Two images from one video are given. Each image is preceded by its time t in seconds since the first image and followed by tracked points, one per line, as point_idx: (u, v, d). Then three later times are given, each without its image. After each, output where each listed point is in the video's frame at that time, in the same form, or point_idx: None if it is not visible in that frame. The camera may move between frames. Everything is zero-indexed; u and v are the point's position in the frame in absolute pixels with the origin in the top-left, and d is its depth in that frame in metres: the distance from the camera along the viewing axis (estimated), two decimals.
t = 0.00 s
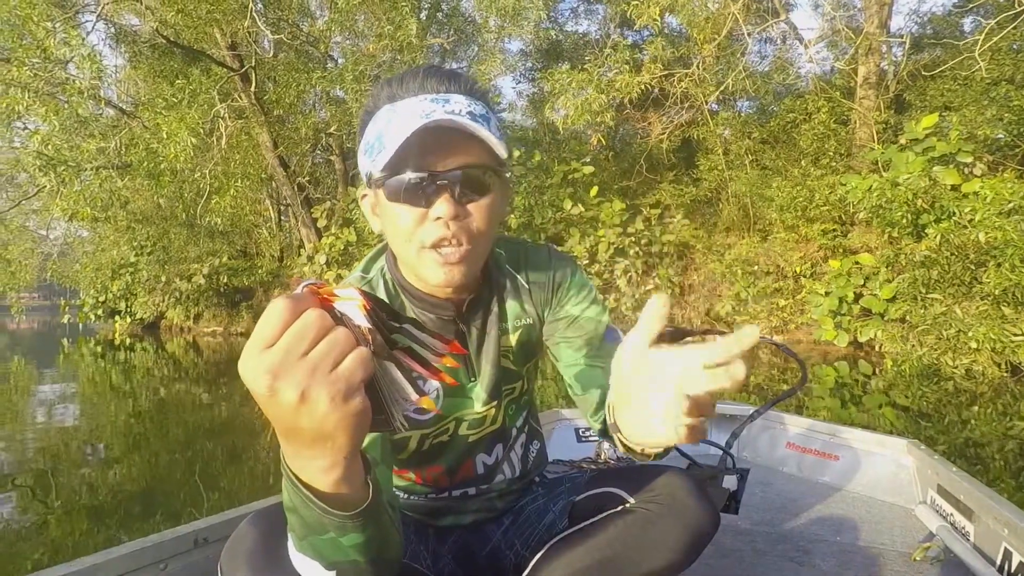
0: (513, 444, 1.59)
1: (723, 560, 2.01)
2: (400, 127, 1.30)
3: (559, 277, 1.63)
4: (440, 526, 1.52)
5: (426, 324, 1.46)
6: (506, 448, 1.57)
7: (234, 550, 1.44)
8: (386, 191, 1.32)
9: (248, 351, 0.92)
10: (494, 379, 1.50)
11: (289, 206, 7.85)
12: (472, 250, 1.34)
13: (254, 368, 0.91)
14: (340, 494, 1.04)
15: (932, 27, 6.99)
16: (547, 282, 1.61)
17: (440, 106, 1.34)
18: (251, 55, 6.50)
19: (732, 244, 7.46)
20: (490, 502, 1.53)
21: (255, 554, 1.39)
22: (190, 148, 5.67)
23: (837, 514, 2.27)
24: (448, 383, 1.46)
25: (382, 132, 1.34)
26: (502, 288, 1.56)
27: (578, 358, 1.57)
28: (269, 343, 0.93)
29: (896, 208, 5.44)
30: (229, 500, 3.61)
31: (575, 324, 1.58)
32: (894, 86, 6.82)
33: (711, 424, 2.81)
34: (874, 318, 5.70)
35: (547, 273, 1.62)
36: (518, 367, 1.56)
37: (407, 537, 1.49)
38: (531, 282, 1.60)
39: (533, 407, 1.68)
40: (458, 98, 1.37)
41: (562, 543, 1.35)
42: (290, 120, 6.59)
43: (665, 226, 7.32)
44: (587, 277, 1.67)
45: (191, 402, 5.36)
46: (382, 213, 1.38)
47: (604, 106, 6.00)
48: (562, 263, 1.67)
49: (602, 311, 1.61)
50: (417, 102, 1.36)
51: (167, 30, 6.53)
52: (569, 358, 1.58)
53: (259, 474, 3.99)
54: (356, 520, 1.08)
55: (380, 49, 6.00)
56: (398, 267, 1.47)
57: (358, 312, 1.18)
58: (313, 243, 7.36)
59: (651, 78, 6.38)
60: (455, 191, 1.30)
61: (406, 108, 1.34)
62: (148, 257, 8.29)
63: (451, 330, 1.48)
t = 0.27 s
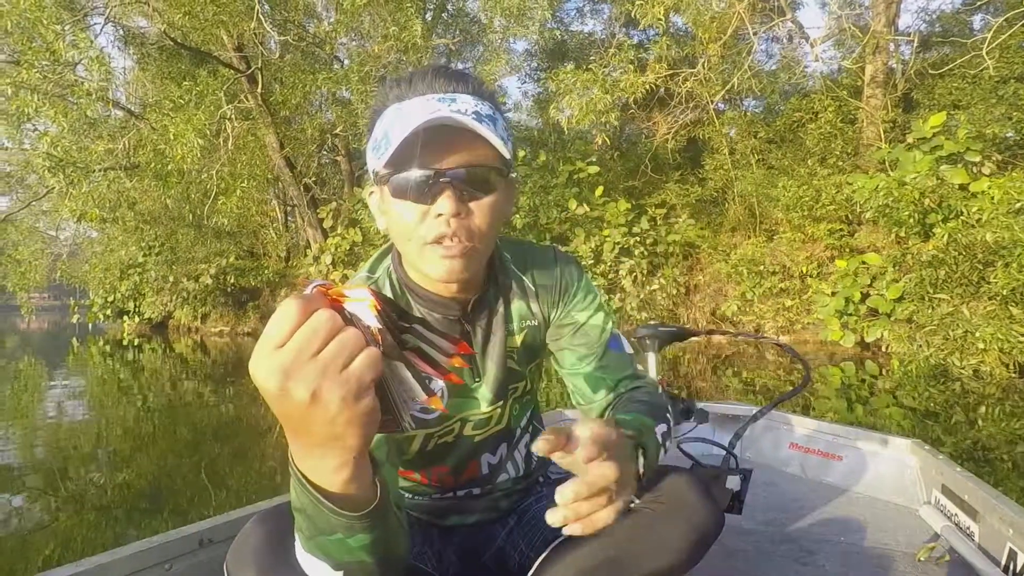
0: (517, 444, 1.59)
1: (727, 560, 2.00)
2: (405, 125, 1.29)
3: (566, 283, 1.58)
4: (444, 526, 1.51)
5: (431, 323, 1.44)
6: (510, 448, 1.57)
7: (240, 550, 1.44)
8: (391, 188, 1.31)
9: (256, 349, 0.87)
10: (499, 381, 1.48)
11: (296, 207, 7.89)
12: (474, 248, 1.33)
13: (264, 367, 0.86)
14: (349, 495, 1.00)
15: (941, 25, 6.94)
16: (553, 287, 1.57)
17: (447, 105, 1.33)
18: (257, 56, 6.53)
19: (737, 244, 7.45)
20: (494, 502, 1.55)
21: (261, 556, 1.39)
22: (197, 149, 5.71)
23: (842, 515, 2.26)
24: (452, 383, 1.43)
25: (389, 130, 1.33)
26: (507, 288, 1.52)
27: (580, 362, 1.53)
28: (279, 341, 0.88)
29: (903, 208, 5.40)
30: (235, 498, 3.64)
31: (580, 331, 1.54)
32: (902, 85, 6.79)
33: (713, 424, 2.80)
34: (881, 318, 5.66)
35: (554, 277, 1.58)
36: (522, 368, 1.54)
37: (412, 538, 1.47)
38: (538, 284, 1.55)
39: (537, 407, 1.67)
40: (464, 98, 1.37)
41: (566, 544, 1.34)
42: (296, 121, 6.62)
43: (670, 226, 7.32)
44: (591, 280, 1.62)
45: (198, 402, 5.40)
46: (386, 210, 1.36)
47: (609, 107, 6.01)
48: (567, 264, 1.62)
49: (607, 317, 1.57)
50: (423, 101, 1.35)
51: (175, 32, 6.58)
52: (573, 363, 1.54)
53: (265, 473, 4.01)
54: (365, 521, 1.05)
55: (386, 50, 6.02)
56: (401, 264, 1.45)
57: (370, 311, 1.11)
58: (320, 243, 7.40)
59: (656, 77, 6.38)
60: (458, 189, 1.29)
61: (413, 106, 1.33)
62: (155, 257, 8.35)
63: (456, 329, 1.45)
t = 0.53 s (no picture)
0: (521, 443, 1.57)
1: (732, 561, 1.99)
2: (427, 119, 1.29)
3: (563, 278, 1.54)
4: (449, 526, 1.55)
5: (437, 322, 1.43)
6: (514, 447, 1.56)
7: (245, 550, 1.46)
8: (408, 181, 1.31)
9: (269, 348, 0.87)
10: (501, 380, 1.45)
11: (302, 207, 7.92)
12: (489, 244, 1.33)
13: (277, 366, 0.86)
14: (357, 493, 1.00)
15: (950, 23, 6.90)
16: (549, 283, 1.53)
17: (464, 103, 1.33)
18: (264, 57, 6.56)
19: (744, 243, 7.44)
20: (498, 503, 1.56)
21: (267, 556, 1.39)
22: (204, 150, 5.74)
23: (846, 516, 2.25)
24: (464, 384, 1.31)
25: (407, 124, 1.33)
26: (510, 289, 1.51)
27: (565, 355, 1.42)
28: (291, 341, 0.87)
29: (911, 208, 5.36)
30: (242, 497, 3.66)
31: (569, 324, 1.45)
32: (910, 84, 6.76)
33: (715, 425, 2.79)
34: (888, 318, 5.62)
35: (551, 273, 1.55)
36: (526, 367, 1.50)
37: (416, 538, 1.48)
38: (537, 284, 1.53)
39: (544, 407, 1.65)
40: (484, 97, 1.36)
41: (567, 546, 1.34)
42: (303, 122, 6.65)
43: (675, 226, 7.32)
44: (590, 279, 1.55)
45: (206, 401, 5.43)
46: (400, 204, 1.35)
47: (613, 106, 6.00)
48: (566, 263, 1.57)
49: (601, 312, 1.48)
50: (443, 97, 1.35)
51: (182, 33, 6.61)
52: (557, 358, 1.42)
53: (272, 472, 4.03)
54: (373, 520, 1.04)
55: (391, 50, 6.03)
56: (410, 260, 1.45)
57: (382, 313, 1.01)
58: (326, 243, 7.43)
59: (661, 77, 6.36)
60: (476, 185, 1.29)
61: (431, 103, 1.33)
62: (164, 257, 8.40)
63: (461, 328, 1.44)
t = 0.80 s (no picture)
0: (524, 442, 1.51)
1: (736, 561, 1.98)
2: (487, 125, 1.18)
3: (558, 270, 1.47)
4: (450, 527, 1.50)
5: (433, 323, 1.29)
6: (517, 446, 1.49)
7: (249, 551, 1.45)
8: (449, 177, 1.15)
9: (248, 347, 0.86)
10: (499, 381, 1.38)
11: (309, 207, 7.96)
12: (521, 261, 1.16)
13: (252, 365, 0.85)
14: (344, 490, 0.99)
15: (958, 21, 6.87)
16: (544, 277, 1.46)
17: (522, 117, 1.23)
18: (270, 58, 6.58)
19: (750, 243, 7.44)
20: (499, 504, 1.53)
21: (267, 556, 1.38)
22: (211, 151, 5.78)
23: (850, 517, 2.23)
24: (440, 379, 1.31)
25: (462, 124, 1.20)
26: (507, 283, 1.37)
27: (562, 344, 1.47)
28: (266, 338, 0.86)
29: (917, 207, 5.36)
30: (248, 497, 3.68)
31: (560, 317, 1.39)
32: (917, 83, 6.74)
33: (717, 426, 2.78)
34: (896, 318, 5.59)
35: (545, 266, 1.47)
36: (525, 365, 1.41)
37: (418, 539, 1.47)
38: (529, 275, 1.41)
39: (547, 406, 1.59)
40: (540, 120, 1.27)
41: (570, 546, 1.35)
42: (308, 122, 6.67)
43: (681, 226, 7.33)
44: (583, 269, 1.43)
45: (213, 400, 5.46)
46: (429, 197, 1.18)
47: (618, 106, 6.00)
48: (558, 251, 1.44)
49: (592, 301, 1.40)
50: (501, 109, 1.24)
51: (189, 35, 6.65)
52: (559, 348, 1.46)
53: (278, 471, 4.05)
54: (363, 514, 1.03)
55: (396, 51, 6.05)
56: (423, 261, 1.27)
57: (355, 308, 1.08)
58: (332, 243, 7.46)
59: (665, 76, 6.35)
60: (524, 196, 1.14)
61: (491, 108, 1.23)
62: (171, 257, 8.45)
63: (457, 327, 1.32)
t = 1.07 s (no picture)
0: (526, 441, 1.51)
1: (738, 561, 1.97)
2: (470, 119, 1.21)
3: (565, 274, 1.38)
4: (453, 526, 1.48)
5: (440, 325, 1.30)
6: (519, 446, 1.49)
7: (252, 551, 1.45)
8: (439, 177, 1.20)
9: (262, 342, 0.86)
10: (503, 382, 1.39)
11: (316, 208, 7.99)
12: (513, 254, 1.23)
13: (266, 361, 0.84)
14: (354, 493, 0.98)
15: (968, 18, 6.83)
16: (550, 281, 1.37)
17: (510, 108, 1.25)
18: (276, 59, 6.60)
19: (756, 242, 7.46)
20: (502, 502, 1.50)
21: (271, 556, 1.38)
22: (217, 152, 5.81)
23: (852, 517, 2.22)
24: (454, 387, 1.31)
25: (448, 120, 1.22)
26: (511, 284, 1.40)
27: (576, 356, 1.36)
28: (282, 341, 0.85)
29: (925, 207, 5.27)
30: (254, 495, 3.70)
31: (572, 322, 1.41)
32: (925, 81, 6.72)
33: (719, 425, 2.78)
34: (903, 318, 5.55)
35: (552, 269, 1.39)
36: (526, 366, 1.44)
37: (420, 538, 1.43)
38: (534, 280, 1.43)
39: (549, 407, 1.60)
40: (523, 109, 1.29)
41: (571, 548, 1.36)
42: (314, 123, 6.70)
43: (686, 226, 7.35)
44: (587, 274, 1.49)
45: (220, 399, 5.50)
46: (422, 199, 1.23)
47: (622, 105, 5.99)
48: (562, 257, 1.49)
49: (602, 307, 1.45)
50: (486, 102, 1.26)
51: (196, 37, 6.69)
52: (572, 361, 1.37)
53: (284, 470, 4.07)
54: (372, 518, 1.02)
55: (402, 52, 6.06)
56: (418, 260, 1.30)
57: (371, 313, 1.08)
58: (338, 244, 7.49)
59: (670, 76, 6.33)
60: (510, 191, 1.20)
61: (478, 102, 1.25)
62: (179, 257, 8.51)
63: (465, 330, 1.34)
